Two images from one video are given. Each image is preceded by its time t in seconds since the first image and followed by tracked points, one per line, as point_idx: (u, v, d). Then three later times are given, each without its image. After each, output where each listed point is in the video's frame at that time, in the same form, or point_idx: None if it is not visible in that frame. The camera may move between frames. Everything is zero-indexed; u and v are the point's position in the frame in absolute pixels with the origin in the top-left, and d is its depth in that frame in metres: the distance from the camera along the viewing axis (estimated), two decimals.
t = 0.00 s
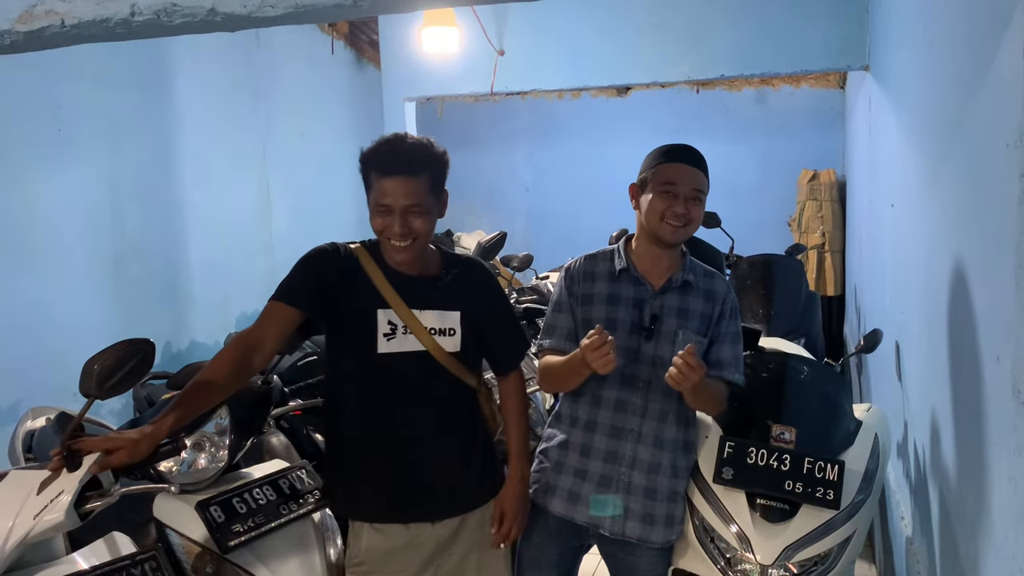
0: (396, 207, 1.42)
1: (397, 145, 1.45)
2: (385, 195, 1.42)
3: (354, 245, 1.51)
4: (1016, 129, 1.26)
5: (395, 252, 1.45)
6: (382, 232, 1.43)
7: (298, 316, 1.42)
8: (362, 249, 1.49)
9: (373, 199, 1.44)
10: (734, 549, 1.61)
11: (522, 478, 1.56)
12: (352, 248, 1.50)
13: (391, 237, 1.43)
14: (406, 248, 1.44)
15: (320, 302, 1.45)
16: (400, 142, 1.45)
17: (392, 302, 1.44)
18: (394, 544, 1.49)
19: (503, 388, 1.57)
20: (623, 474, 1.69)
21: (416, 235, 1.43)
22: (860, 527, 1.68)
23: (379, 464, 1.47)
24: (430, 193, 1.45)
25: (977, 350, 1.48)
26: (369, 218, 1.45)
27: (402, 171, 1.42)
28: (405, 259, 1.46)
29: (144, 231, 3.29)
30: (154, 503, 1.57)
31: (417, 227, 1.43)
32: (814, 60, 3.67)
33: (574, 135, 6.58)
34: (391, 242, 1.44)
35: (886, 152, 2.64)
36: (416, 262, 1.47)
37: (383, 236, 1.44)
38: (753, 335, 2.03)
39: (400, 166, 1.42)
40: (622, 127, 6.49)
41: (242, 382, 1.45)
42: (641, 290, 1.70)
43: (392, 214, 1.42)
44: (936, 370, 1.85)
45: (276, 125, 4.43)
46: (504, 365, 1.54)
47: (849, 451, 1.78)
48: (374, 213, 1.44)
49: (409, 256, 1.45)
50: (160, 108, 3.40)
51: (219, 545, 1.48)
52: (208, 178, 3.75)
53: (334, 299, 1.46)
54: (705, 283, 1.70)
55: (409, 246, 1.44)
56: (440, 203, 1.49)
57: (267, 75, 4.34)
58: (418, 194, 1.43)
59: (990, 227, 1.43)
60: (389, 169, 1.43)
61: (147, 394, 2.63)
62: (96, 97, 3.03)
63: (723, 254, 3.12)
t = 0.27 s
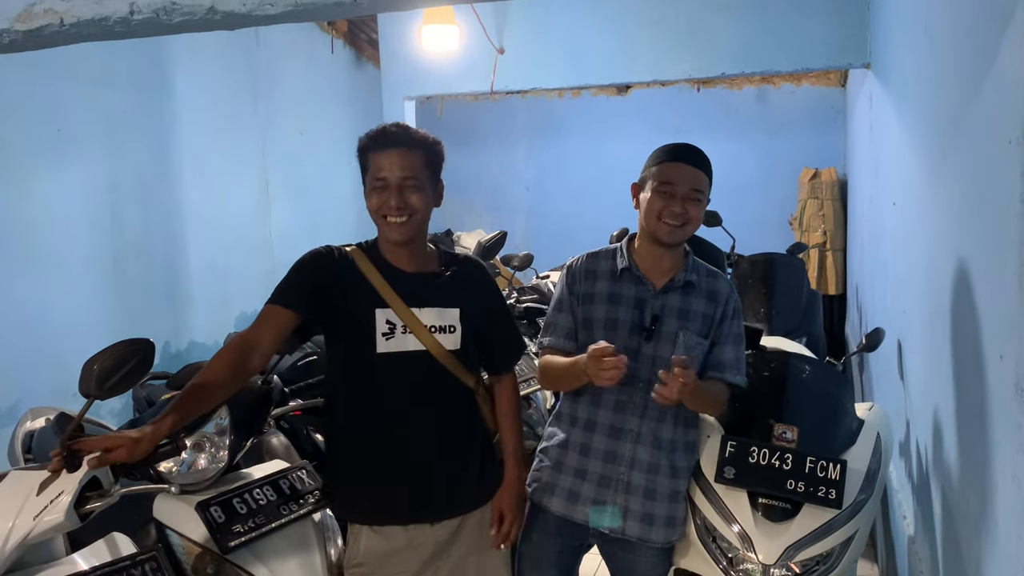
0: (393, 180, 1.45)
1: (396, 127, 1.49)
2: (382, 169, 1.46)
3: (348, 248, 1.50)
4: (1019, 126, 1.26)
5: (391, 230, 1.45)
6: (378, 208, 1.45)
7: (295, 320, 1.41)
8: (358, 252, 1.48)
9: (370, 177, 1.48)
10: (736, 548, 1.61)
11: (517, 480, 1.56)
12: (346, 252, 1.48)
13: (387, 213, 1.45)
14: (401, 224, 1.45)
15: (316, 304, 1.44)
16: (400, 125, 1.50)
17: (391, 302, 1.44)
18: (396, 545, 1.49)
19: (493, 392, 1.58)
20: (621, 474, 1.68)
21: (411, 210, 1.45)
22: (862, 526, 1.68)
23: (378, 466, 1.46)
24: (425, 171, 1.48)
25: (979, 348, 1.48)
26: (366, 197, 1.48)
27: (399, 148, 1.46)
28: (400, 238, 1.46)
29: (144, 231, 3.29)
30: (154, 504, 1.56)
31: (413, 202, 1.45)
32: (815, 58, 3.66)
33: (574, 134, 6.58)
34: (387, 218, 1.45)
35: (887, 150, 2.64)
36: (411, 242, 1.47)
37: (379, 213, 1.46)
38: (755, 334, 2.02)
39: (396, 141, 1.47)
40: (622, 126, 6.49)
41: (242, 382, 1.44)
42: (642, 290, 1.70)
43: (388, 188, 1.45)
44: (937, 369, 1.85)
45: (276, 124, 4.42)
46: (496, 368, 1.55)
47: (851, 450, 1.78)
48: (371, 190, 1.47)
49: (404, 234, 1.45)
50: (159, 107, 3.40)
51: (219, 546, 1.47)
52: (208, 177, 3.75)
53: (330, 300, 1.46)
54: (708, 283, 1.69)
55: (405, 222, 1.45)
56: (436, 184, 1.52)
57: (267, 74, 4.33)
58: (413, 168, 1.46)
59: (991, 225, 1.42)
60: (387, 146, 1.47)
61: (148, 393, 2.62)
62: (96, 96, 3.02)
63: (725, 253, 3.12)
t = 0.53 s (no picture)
0: (399, 170, 1.47)
1: (401, 126, 1.53)
2: (388, 161, 1.48)
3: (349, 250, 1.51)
4: (1018, 126, 1.26)
5: (394, 220, 1.45)
6: (383, 198, 1.47)
7: (295, 324, 1.41)
8: (358, 256, 1.49)
9: (374, 170, 1.50)
10: (737, 548, 1.61)
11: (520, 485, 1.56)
12: (347, 255, 1.49)
13: (392, 202, 1.46)
14: (405, 214, 1.46)
15: (315, 308, 1.44)
16: (405, 124, 1.53)
17: (391, 304, 1.44)
18: (398, 546, 1.49)
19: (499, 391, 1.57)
20: (619, 472, 1.69)
21: (417, 200, 1.47)
22: (863, 525, 1.68)
23: (380, 467, 1.46)
24: (429, 167, 1.51)
25: (980, 348, 1.48)
26: (370, 189, 1.49)
27: (405, 142, 1.49)
28: (403, 229, 1.46)
29: (146, 233, 3.29)
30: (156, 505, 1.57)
31: (419, 193, 1.47)
32: (815, 58, 3.66)
33: (575, 135, 6.58)
34: (392, 208, 1.46)
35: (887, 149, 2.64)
36: (412, 237, 1.48)
37: (383, 204, 1.47)
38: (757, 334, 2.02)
39: (402, 135, 1.50)
40: (623, 126, 6.49)
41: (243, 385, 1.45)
42: (640, 285, 1.70)
43: (394, 178, 1.47)
44: (938, 369, 1.85)
45: (277, 125, 4.43)
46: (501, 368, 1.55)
47: (851, 450, 1.78)
48: (376, 182, 1.48)
49: (408, 224, 1.46)
50: (160, 109, 3.40)
51: (221, 546, 1.47)
52: (209, 178, 3.75)
53: (330, 304, 1.46)
54: (706, 278, 1.68)
55: (409, 212, 1.46)
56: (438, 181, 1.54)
57: (267, 76, 4.34)
58: (419, 161, 1.49)
59: (992, 225, 1.43)
60: (393, 141, 1.50)
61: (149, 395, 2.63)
62: (98, 98, 3.03)
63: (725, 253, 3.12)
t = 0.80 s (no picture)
0: (412, 174, 1.48)
1: (412, 131, 1.54)
2: (400, 165, 1.49)
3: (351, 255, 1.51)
4: (1019, 128, 1.27)
5: (402, 222, 1.46)
6: (394, 200, 1.47)
7: (299, 328, 1.43)
8: (361, 261, 1.49)
9: (384, 173, 1.50)
10: (742, 550, 1.61)
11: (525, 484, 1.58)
12: (350, 259, 1.49)
13: (403, 203, 1.47)
14: (413, 218, 1.46)
15: (319, 312, 1.46)
16: (415, 128, 1.54)
17: (394, 308, 1.45)
18: (403, 549, 1.49)
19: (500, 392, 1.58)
20: (627, 474, 1.69)
21: (428, 206, 1.48)
22: (867, 528, 1.68)
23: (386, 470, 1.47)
24: (439, 172, 1.53)
25: (983, 349, 1.48)
26: (381, 191, 1.50)
27: (418, 148, 1.51)
28: (409, 232, 1.47)
29: (150, 237, 3.31)
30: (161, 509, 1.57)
31: (430, 199, 1.49)
32: (817, 60, 3.65)
33: (577, 137, 6.59)
34: (402, 211, 1.46)
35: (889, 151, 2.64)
36: (418, 240, 1.48)
37: (393, 207, 1.48)
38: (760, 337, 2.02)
39: (415, 139, 1.51)
40: (625, 129, 6.50)
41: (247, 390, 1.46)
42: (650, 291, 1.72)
43: (405, 181, 1.48)
44: (941, 370, 1.85)
45: (280, 130, 4.44)
46: (501, 368, 1.56)
47: (855, 452, 1.79)
48: (387, 184, 1.49)
49: (415, 228, 1.47)
50: (165, 113, 3.42)
51: (226, 550, 1.47)
52: (213, 182, 3.77)
53: (333, 307, 1.47)
54: (715, 285, 1.72)
55: (417, 216, 1.47)
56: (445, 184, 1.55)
57: (271, 80, 4.35)
58: (431, 166, 1.50)
59: (994, 226, 1.43)
60: (404, 144, 1.51)
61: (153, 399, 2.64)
62: (102, 103, 3.05)
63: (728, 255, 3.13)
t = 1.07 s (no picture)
0: (417, 184, 1.47)
1: (418, 138, 1.53)
2: (405, 174, 1.48)
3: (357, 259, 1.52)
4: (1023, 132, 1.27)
5: (407, 233, 1.47)
6: (399, 211, 1.47)
7: (304, 332, 1.43)
8: (367, 264, 1.50)
9: (391, 181, 1.50)
10: (747, 555, 1.61)
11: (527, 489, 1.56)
12: (356, 263, 1.50)
13: (408, 215, 1.47)
14: (419, 228, 1.47)
15: (323, 318, 1.46)
16: (422, 135, 1.53)
17: (400, 313, 1.45)
18: (407, 553, 1.49)
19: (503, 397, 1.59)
20: (639, 482, 1.70)
21: (432, 216, 1.48)
22: (871, 532, 1.68)
23: (391, 475, 1.47)
24: (444, 181, 1.52)
25: (988, 352, 1.49)
26: (386, 201, 1.50)
27: (423, 156, 1.50)
28: (415, 242, 1.47)
29: (154, 243, 3.32)
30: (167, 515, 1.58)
31: (434, 209, 1.49)
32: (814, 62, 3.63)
33: (579, 142, 6.60)
34: (407, 222, 1.47)
35: (892, 155, 2.65)
36: (423, 251, 1.49)
37: (399, 217, 1.48)
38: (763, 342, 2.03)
39: (421, 149, 1.51)
40: (626, 134, 6.51)
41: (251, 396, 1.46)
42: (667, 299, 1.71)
43: (411, 193, 1.47)
44: (945, 373, 1.85)
45: (283, 136, 4.46)
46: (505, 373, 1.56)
47: (859, 455, 1.78)
48: (392, 194, 1.49)
49: (421, 238, 1.47)
50: (168, 119, 3.43)
51: (232, 555, 1.47)
52: (216, 187, 3.77)
53: (337, 312, 1.47)
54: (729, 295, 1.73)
55: (423, 226, 1.47)
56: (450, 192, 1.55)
57: (274, 87, 4.37)
58: (436, 175, 1.50)
59: (998, 228, 1.43)
60: (409, 153, 1.50)
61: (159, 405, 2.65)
62: (106, 109, 3.06)
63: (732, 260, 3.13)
